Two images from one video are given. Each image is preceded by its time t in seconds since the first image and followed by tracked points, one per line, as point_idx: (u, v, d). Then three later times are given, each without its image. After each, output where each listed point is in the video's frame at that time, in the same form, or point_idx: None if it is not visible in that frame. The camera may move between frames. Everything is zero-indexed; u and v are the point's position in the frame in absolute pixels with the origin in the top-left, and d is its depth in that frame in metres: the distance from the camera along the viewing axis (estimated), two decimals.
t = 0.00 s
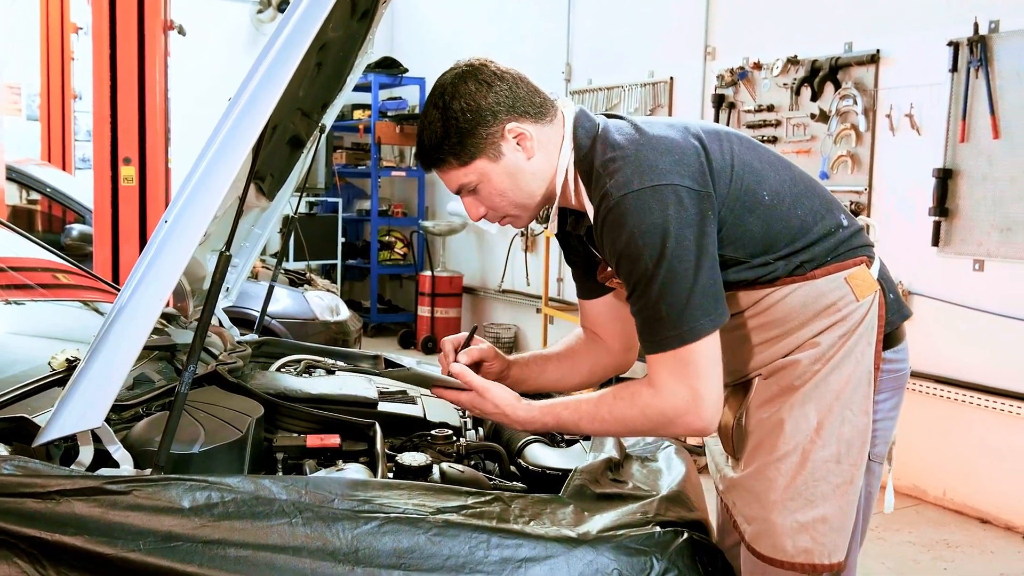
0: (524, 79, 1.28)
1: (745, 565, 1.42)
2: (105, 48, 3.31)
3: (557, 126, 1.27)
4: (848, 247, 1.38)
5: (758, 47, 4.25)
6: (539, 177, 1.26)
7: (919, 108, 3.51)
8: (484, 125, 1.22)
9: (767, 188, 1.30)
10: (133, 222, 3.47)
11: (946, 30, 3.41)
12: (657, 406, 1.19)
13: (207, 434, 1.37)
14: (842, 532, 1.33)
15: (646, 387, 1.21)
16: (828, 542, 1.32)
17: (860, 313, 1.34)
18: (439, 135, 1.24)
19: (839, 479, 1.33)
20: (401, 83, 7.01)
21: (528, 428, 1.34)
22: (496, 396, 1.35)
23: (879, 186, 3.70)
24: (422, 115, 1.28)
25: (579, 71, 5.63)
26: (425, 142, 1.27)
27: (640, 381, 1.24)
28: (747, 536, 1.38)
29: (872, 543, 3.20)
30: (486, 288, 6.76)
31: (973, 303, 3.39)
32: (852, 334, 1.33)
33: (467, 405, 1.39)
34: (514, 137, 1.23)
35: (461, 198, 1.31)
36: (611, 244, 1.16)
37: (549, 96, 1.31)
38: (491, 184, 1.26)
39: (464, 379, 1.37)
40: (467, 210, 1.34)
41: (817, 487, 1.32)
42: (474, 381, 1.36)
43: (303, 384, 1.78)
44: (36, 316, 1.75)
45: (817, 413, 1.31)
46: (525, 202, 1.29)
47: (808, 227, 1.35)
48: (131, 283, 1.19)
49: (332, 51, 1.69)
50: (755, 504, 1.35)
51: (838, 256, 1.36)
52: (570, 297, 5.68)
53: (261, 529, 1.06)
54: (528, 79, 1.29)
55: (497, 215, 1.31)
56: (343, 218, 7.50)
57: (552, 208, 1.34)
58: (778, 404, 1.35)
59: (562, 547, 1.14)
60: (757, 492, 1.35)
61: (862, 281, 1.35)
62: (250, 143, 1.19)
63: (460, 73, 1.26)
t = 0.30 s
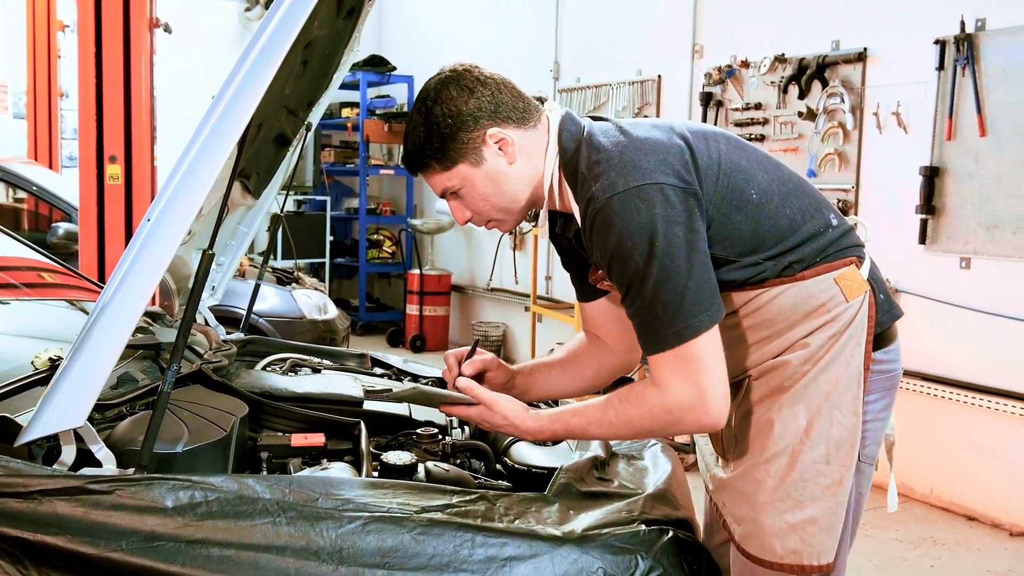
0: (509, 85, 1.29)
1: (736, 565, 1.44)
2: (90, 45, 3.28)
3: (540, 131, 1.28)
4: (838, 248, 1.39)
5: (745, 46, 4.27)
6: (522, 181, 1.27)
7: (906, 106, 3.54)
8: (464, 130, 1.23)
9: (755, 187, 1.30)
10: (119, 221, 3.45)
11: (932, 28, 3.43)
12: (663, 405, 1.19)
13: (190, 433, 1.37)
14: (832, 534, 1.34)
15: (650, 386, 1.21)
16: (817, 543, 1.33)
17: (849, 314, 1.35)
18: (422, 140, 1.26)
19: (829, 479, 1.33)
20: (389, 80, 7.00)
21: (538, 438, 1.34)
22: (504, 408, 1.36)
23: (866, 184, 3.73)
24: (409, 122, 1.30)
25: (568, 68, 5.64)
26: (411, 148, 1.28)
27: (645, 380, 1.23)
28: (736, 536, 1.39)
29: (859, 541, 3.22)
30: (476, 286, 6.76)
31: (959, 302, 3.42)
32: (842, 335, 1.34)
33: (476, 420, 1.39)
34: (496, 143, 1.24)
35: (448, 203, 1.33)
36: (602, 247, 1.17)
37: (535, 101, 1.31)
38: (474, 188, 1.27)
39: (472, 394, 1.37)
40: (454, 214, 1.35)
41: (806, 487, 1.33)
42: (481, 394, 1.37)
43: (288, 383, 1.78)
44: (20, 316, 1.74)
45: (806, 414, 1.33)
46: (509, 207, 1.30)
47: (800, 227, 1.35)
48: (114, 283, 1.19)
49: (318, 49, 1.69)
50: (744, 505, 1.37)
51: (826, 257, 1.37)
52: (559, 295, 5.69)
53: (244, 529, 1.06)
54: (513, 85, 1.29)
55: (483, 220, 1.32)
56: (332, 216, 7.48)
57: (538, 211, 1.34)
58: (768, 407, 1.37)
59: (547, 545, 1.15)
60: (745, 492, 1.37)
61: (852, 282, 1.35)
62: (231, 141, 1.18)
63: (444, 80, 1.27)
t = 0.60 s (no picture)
0: (496, 90, 1.29)
1: (729, 560, 1.45)
2: (78, 44, 3.26)
3: (529, 137, 1.28)
4: (832, 246, 1.39)
5: (736, 43, 4.28)
6: (513, 187, 1.29)
7: (897, 104, 3.55)
8: (450, 144, 1.25)
9: (752, 182, 1.31)
10: (108, 220, 3.43)
11: (922, 25, 3.44)
12: (712, 388, 1.16)
13: (178, 433, 1.36)
14: (826, 529, 1.34)
15: (693, 372, 1.17)
16: (810, 538, 1.34)
17: (843, 312, 1.34)
18: (413, 153, 1.29)
19: (823, 474, 1.34)
20: (381, 79, 6.99)
21: (588, 446, 1.31)
22: (551, 421, 1.33)
23: (856, 183, 3.75)
24: (402, 134, 1.32)
25: (559, 67, 5.64)
26: (405, 159, 1.31)
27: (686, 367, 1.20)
28: (730, 531, 1.41)
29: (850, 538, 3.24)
30: (468, 284, 6.76)
31: (949, 299, 3.44)
32: (836, 333, 1.33)
33: (523, 436, 1.35)
34: (483, 154, 1.26)
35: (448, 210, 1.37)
36: (609, 249, 1.16)
37: (524, 105, 1.31)
38: (467, 197, 1.30)
39: (517, 410, 1.34)
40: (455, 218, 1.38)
41: (799, 482, 1.34)
42: (527, 410, 1.34)
43: (277, 382, 1.78)
44: (8, 317, 1.73)
45: (800, 409, 1.33)
46: (504, 211, 1.32)
47: (795, 223, 1.35)
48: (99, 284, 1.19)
49: (305, 47, 1.68)
50: (737, 500, 1.39)
51: (820, 255, 1.37)
52: (551, 293, 5.69)
53: (231, 528, 1.06)
54: (500, 90, 1.29)
55: (482, 223, 1.35)
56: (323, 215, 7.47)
57: (536, 212, 1.35)
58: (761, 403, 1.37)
59: (536, 544, 1.15)
60: (739, 488, 1.39)
61: (845, 280, 1.35)
62: (217, 140, 1.18)
63: (433, 90, 1.28)
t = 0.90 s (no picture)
0: (512, 86, 1.29)
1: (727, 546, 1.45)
2: (67, 44, 3.25)
3: (545, 131, 1.28)
4: (835, 238, 1.39)
5: (729, 41, 4.28)
6: (531, 181, 1.27)
7: (889, 100, 3.56)
8: (471, 138, 1.24)
9: (765, 171, 1.32)
10: (99, 222, 3.41)
11: (914, 22, 3.45)
12: (752, 357, 1.14)
13: (167, 434, 1.36)
14: (827, 513, 1.34)
15: (733, 341, 1.16)
16: (811, 522, 1.34)
17: (845, 302, 1.35)
18: (432, 149, 1.26)
19: (824, 459, 1.34)
20: (374, 78, 6.98)
21: (635, 429, 1.29)
22: (596, 405, 1.31)
23: (849, 179, 3.76)
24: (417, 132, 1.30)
25: (553, 65, 5.63)
26: (422, 156, 1.28)
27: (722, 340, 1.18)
28: (731, 516, 1.41)
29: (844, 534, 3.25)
30: (463, 283, 6.75)
31: (943, 295, 3.45)
32: (837, 323, 1.35)
33: (568, 422, 1.34)
34: (502, 146, 1.25)
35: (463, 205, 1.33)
36: (636, 236, 1.16)
37: (538, 101, 1.31)
38: (486, 191, 1.28)
39: (561, 395, 1.32)
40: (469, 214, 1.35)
41: (801, 466, 1.34)
42: (571, 396, 1.32)
43: (268, 382, 1.78)
44: None
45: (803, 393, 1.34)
46: (521, 205, 1.30)
47: (804, 218, 1.36)
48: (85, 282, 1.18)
49: (295, 46, 1.68)
50: (739, 485, 1.39)
51: (825, 247, 1.37)
52: (546, 291, 5.69)
53: (221, 529, 1.06)
54: (515, 86, 1.29)
55: (498, 217, 1.33)
56: (318, 214, 7.45)
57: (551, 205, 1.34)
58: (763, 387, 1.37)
59: (528, 541, 1.15)
60: (741, 473, 1.39)
61: (849, 271, 1.35)
62: (205, 138, 1.18)
63: (448, 87, 1.27)
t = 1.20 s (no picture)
0: (554, 71, 1.36)
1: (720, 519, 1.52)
2: (54, 42, 3.22)
3: (584, 114, 1.36)
4: (840, 233, 1.51)
5: (722, 38, 4.27)
6: (569, 160, 1.34)
7: (880, 96, 3.57)
8: (519, 112, 1.29)
9: (785, 167, 1.43)
10: (87, 222, 3.38)
11: (906, 19, 3.46)
12: (781, 336, 1.25)
13: (153, 434, 1.35)
14: (816, 490, 1.42)
15: (762, 321, 1.27)
16: (802, 496, 1.41)
17: (846, 296, 1.47)
18: (477, 121, 1.30)
19: (818, 438, 1.43)
20: (366, 77, 6.96)
21: (662, 402, 1.38)
22: (627, 378, 1.39)
23: (842, 175, 3.76)
24: (460, 105, 1.33)
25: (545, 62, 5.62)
26: (464, 128, 1.32)
27: (753, 320, 1.29)
28: (723, 489, 1.48)
29: (837, 529, 3.25)
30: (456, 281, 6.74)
31: (934, 290, 3.46)
32: (838, 315, 1.46)
33: (596, 394, 1.41)
34: (546, 123, 1.31)
35: (494, 179, 1.37)
36: (680, 220, 1.25)
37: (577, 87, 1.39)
38: (523, 166, 1.33)
39: (595, 368, 1.38)
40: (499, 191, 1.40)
41: (797, 443, 1.41)
42: (604, 368, 1.38)
43: (257, 381, 1.76)
44: None
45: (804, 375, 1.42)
46: (553, 184, 1.37)
47: (816, 212, 1.46)
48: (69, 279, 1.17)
49: (283, 43, 1.66)
50: (735, 459, 1.45)
51: (832, 243, 1.48)
52: (539, 289, 5.68)
53: (206, 529, 1.05)
54: (557, 71, 1.37)
55: (527, 194, 1.38)
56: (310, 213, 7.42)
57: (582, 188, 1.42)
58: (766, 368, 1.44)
59: (517, 538, 1.14)
60: (738, 448, 1.45)
61: (850, 267, 1.47)
62: (189, 133, 1.17)
63: (498, 65, 1.33)
